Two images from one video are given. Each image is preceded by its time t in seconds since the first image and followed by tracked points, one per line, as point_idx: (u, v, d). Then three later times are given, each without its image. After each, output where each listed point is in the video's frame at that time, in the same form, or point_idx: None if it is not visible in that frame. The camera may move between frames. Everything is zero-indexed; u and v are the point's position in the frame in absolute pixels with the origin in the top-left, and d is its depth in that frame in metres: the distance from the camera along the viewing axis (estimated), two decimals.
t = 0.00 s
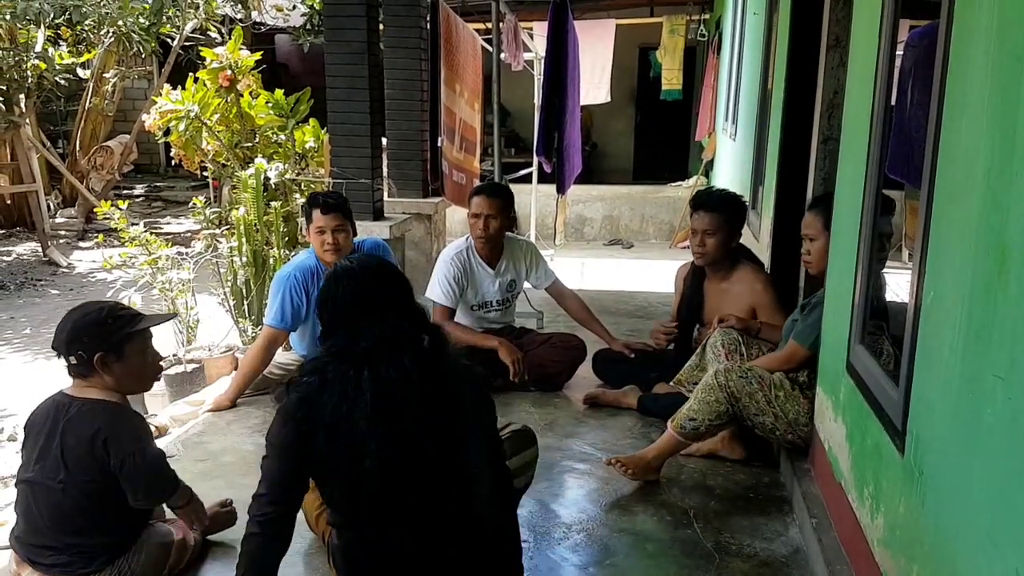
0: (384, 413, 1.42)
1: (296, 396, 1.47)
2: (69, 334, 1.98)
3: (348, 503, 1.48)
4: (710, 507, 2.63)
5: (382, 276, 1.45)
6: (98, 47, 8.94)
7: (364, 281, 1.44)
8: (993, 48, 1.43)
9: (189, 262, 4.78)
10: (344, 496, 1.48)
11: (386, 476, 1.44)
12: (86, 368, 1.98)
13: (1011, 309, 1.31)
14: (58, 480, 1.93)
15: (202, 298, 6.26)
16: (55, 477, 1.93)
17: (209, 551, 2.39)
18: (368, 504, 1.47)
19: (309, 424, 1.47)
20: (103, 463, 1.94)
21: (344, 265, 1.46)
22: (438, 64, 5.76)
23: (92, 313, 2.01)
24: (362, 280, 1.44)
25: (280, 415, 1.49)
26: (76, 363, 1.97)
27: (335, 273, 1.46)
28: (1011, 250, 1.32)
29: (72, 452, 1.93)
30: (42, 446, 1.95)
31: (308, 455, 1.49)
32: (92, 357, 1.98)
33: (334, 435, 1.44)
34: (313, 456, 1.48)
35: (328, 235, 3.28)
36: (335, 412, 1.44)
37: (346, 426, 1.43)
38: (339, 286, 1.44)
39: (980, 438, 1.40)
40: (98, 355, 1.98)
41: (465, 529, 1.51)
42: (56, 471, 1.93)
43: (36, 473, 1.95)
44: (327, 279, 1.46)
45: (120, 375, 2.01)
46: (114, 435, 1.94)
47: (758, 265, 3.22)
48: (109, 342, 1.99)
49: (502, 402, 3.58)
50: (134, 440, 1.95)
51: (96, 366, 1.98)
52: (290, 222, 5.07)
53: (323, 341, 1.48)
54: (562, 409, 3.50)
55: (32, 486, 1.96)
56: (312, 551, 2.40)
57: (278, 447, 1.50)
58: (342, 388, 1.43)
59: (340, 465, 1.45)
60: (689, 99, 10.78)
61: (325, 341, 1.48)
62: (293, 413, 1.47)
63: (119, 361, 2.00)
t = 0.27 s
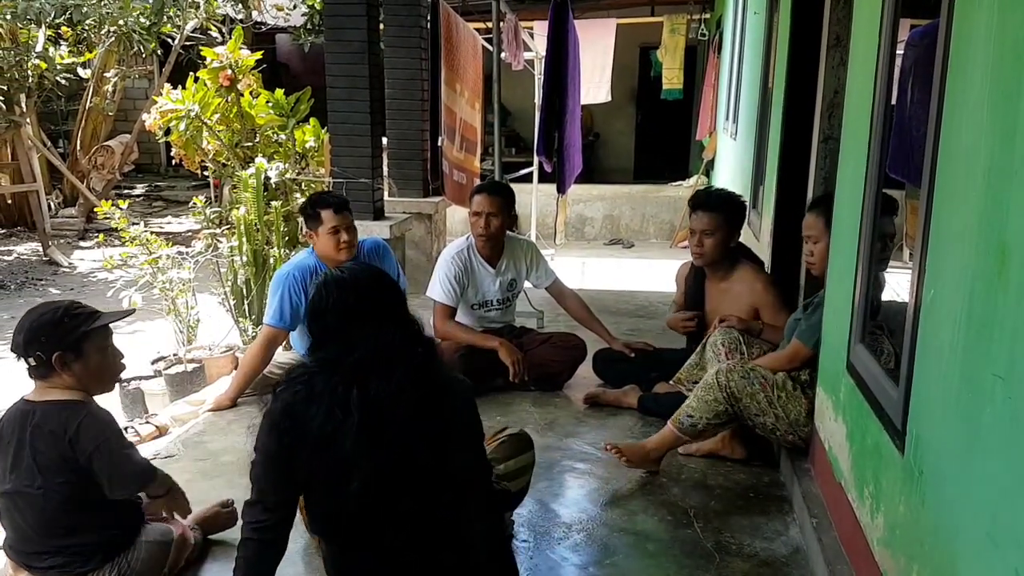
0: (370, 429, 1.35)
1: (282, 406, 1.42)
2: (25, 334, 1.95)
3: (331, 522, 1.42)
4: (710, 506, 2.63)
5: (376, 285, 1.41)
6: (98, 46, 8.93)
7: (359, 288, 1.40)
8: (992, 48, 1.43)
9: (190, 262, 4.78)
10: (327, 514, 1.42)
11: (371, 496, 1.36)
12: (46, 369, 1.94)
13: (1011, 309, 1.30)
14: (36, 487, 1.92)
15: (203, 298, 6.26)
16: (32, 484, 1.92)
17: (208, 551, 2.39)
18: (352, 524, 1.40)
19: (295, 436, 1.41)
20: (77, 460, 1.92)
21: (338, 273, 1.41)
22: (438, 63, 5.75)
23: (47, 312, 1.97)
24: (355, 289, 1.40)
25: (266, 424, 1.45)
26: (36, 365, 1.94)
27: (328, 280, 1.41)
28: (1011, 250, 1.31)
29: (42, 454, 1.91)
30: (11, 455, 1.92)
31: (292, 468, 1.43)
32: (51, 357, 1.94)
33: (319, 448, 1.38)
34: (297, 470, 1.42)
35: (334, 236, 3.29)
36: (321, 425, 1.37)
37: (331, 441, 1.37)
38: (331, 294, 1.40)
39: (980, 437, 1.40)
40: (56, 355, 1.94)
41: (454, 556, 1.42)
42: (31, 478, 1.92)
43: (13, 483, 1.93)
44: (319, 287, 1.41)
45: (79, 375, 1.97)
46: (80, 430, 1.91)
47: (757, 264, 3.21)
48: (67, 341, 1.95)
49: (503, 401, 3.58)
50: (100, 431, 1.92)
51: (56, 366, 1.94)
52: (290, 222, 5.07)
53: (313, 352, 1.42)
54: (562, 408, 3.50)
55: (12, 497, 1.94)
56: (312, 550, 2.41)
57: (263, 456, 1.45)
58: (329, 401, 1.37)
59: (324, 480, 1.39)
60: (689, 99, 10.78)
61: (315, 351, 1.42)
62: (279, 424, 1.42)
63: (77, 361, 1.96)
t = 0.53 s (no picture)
0: (348, 440, 1.34)
1: (265, 412, 1.42)
2: (9, 330, 1.95)
3: (309, 532, 1.41)
4: (709, 506, 2.63)
5: (365, 295, 1.41)
6: (98, 46, 8.90)
7: (347, 297, 1.40)
8: (992, 46, 1.43)
9: (189, 261, 4.78)
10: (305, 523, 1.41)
11: (345, 509, 1.35)
12: (27, 366, 1.94)
13: (1010, 308, 1.30)
14: None
15: (203, 297, 6.26)
16: None
17: (206, 550, 2.39)
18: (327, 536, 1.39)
19: (274, 444, 1.41)
20: (29, 457, 1.89)
21: (329, 281, 1.42)
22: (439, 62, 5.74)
23: (31, 309, 1.97)
24: (344, 298, 1.40)
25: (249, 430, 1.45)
26: (18, 361, 1.94)
27: (318, 287, 1.42)
28: (1011, 250, 1.31)
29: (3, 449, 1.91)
30: None
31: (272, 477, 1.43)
32: (32, 355, 1.94)
33: (296, 458, 1.38)
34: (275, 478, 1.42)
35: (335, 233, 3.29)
36: (299, 434, 1.37)
37: (308, 451, 1.37)
38: (322, 301, 1.41)
39: (979, 437, 1.39)
40: (38, 352, 1.94)
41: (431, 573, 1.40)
42: None
43: None
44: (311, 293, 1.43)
45: (58, 374, 1.96)
46: (35, 425, 1.89)
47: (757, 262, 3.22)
48: (47, 339, 1.95)
49: (502, 400, 3.58)
50: (54, 427, 1.89)
51: (37, 363, 1.94)
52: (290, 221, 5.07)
53: (302, 359, 1.43)
54: (562, 407, 3.50)
55: None
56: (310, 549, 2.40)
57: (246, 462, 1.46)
58: (310, 410, 1.37)
59: (301, 490, 1.39)
60: (690, 98, 10.78)
61: (304, 359, 1.43)
62: (260, 431, 1.42)
63: (57, 360, 1.96)
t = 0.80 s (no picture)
0: (325, 444, 1.34)
1: (242, 417, 1.41)
2: (13, 334, 1.96)
3: (280, 536, 1.40)
4: (709, 507, 2.63)
5: (352, 299, 1.44)
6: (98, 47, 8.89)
7: (334, 299, 1.43)
8: (990, 48, 1.43)
9: (189, 262, 4.78)
10: (276, 528, 1.40)
11: (319, 513, 1.35)
12: (30, 370, 1.95)
13: (1009, 310, 1.30)
14: (10, 488, 1.92)
15: (203, 298, 6.26)
16: (7, 485, 1.93)
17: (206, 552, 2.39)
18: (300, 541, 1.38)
19: (248, 449, 1.38)
20: (60, 456, 1.91)
21: (317, 285, 1.45)
22: (438, 63, 5.74)
23: (37, 313, 1.97)
24: (330, 301, 1.43)
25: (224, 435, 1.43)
26: (21, 365, 1.94)
27: (306, 291, 1.45)
28: (1009, 252, 1.31)
29: (25, 452, 1.91)
30: None
31: (243, 483, 1.40)
32: (35, 359, 1.94)
33: (270, 462, 1.36)
34: (248, 484, 1.40)
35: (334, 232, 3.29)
36: (275, 437, 1.36)
37: (282, 455, 1.35)
38: (312, 307, 1.43)
39: (978, 437, 1.39)
40: (41, 357, 1.94)
41: None
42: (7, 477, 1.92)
43: None
44: (299, 297, 1.45)
45: (62, 379, 1.97)
46: (59, 424, 1.91)
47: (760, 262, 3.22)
48: (52, 344, 1.95)
49: (502, 401, 3.58)
50: (80, 425, 1.91)
51: (40, 368, 1.94)
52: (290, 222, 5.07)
53: (285, 361, 1.44)
54: (562, 408, 3.50)
55: None
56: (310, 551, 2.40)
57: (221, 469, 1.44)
58: (288, 413, 1.36)
59: (273, 495, 1.37)
60: (690, 98, 10.79)
61: (287, 360, 1.44)
62: (235, 436, 1.40)
63: (62, 364, 1.96)
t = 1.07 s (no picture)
0: (312, 431, 1.33)
1: (233, 404, 1.40)
2: (46, 333, 1.96)
3: (252, 527, 1.38)
4: (707, 506, 2.63)
5: (354, 292, 1.44)
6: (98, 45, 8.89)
7: (337, 292, 1.44)
8: (991, 47, 1.43)
9: (189, 260, 4.78)
10: (249, 519, 1.37)
11: (298, 503, 1.34)
12: (63, 371, 1.96)
13: (1008, 309, 1.31)
14: (13, 483, 1.91)
15: (202, 296, 6.26)
16: (10, 481, 1.91)
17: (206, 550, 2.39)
18: (273, 532, 1.36)
19: (235, 434, 1.38)
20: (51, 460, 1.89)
21: (324, 277, 1.47)
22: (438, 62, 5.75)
23: (71, 315, 1.99)
24: (333, 292, 1.44)
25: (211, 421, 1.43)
26: (53, 365, 1.95)
27: (310, 282, 1.47)
28: (1009, 251, 1.32)
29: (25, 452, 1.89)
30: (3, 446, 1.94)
31: (223, 469, 1.39)
32: (70, 361, 1.95)
33: (254, 448, 1.35)
34: (227, 472, 1.38)
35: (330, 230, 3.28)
36: (262, 423, 1.35)
37: (268, 440, 1.34)
38: (314, 298, 1.44)
39: (978, 436, 1.39)
40: (76, 359, 1.95)
41: None
42: (10, 473, 1.91)
43: None
44: (303, 288, 1.46)
45: (93, 381, 1.99)
46: (64, 429, 1.89)
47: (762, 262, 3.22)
48: (88, 345, 1.97)
49: (501, 400, 3.58)
50: (81, 435, 1.89)
51: (74, 369, 1.96)
52: (290, 220, 5.07)
53: (281, 348, 1.45)
54: (561, 407, 3.50)
55: None
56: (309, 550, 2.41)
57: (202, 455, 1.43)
58: (280, 400, 1.36)
59: (251, 482, 1.35)
60: (690, 98, 10.79)
61: (284, 346, 1.45)
62: (223, 421, 1.40)
63: (96, 366, 1.98)
